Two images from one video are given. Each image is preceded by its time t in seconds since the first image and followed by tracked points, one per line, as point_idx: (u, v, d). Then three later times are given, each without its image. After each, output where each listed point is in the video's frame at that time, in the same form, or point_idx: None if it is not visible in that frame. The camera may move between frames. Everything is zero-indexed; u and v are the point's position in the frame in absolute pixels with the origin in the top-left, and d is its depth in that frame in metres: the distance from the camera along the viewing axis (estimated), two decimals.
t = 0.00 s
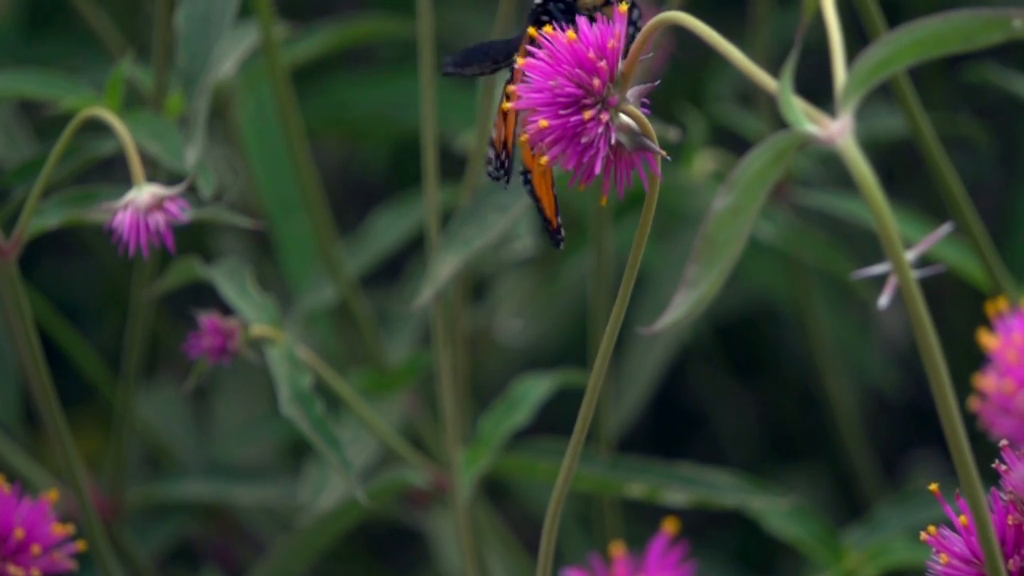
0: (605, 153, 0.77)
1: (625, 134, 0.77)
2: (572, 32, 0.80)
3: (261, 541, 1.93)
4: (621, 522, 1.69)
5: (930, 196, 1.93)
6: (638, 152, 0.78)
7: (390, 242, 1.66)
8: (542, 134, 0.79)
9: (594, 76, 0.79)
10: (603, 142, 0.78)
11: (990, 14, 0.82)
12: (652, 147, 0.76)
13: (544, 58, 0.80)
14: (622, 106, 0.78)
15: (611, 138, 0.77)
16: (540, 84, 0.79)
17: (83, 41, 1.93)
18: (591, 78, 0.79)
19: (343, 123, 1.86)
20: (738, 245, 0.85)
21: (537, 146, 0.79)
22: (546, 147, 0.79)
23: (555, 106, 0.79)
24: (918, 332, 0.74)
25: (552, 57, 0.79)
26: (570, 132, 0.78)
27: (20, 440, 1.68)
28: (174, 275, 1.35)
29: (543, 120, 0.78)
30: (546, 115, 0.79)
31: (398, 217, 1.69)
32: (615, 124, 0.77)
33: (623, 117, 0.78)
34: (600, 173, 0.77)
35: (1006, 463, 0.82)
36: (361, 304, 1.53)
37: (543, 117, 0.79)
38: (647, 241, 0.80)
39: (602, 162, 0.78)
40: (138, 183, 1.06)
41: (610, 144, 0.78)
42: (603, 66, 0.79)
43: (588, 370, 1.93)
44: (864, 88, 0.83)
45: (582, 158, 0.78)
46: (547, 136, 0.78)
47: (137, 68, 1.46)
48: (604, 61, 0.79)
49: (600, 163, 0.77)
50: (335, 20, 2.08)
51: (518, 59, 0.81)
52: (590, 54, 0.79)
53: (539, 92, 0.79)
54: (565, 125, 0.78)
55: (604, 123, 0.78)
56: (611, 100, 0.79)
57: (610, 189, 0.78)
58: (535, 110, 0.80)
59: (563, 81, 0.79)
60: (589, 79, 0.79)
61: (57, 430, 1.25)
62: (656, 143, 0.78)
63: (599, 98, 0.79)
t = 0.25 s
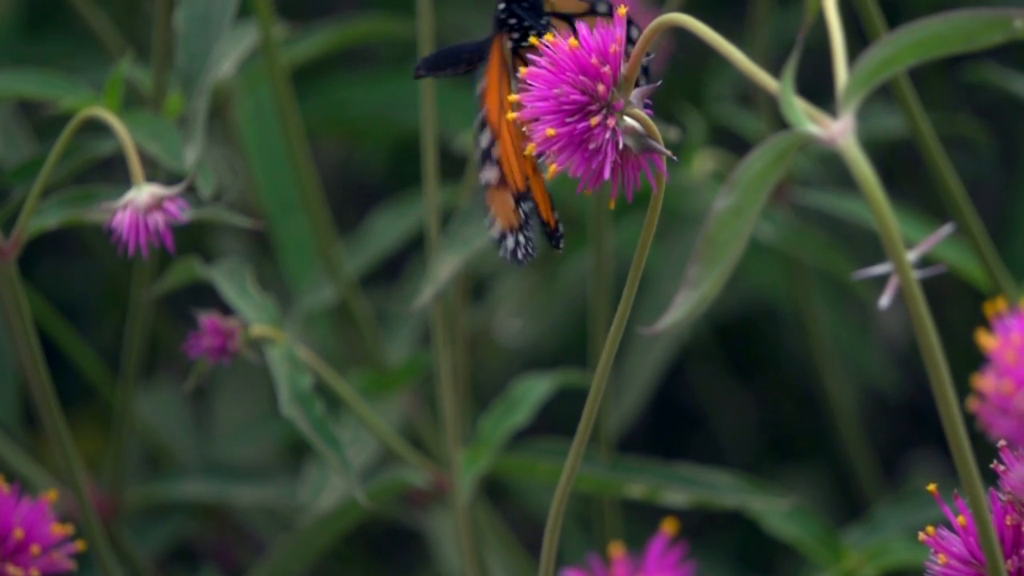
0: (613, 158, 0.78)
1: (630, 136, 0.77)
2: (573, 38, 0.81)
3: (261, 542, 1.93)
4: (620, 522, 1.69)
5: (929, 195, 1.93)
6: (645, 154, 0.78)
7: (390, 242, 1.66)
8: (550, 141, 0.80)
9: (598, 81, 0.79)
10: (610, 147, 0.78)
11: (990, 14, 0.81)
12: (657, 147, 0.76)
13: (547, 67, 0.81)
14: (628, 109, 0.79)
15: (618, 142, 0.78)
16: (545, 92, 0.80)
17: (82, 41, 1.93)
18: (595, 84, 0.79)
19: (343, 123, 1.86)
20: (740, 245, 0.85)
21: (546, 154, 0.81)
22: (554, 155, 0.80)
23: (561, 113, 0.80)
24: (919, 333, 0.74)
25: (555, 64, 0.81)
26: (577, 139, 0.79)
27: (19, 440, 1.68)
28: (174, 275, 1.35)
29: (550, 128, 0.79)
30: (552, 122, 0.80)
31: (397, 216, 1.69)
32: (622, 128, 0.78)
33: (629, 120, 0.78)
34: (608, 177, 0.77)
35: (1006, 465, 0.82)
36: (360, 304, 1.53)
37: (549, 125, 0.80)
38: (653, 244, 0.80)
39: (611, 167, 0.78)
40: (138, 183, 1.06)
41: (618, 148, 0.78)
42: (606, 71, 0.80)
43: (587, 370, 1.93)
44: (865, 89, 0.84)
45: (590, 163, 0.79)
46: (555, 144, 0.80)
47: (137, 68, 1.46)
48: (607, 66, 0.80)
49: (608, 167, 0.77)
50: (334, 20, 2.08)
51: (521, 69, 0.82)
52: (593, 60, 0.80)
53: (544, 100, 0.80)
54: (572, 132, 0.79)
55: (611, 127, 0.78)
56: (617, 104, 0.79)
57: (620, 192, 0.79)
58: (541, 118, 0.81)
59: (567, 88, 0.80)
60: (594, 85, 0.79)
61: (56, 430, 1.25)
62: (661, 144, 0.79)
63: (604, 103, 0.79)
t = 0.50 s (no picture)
0: (613, 158, 0.79)
1: (633, 138, 0.77)
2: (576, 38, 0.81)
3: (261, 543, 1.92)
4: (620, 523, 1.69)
5: (929, 196, 1.93)
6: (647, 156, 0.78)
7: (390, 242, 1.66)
8: (550, 140, 0.81)
9: (600, 82, 0.80)
10: (611, 147, 0.79)
11: (992, 15, 0.80)
12: (658, 149, 0.76)
13: (549, 66, 0.82)
14: (629, 110, 0.79)
15: (619, 143, 0.79)
16: (547, 92, 0.81)
17: (81, 41, 1.93)
18: (596, 84, 0.80)
19: (343, 123, 1.86)
20: (740, 247, 0.85)
21: (546, 153, 0.81)
22: (554, 153, 0.81)
23: (562, 112, 0.80)
24: (922, 333, 0.73)
25: (558, 64, 0.81)
26: (578, 138, 0.80)
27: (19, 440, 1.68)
28: (174, 275, 1.35)
29: (550, 127, 0.80)
30: (553, 121, 0.80)
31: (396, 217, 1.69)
32: (623, 128, 0.78)
33: (630, 121, 0.78)
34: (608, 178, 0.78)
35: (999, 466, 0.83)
36: (360, 304, 1.53)
37: (550, 124, 0.80)
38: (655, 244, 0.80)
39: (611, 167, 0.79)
40: (138, 184, 1.06)
41: (619, 148, 0.79)
42: (608, 71, 0.80)
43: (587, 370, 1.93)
44: (867, 90, 0.84)
45: (591, 162, 0.80)
46: (556, 142, 0.80)
47: (136, 69, 1.46)
48: (610, 66, 0.80)
49: (609, 168, 0.78)
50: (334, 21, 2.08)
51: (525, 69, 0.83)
52: (596, 60, 0.80)
53: (546, 100, 0.81)
54: (573, 130, 0.80)
55: (612, 128, 0.79)
56: (619, 105, 0.79)
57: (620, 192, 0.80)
58: (543, 117, 0.81)
59: (569, 87, 0.80)
60: (596, 85, 0.80)
61: (56, 430, 1.25)
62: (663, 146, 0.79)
63: (605, 103, 0.80)
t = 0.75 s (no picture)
0: (608, 154, 0.79)
1: (631, 138, 0.78)
2: (581, 33, 0.81)
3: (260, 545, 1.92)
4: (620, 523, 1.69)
5: (928, 196, 1.93)
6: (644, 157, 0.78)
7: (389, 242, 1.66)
8: (545, 132, 0.81)
9: (600, 78, 0.80)
10: (605, 144, 0.79)
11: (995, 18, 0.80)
12: (657, 153, 0.76)
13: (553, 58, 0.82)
14: (627, 109, 0.79)
15: (613, 141, 0.79)
16: (547, 83, 0.81)
17: (81, 42, 1.93)
18: (597, 80, 0.80)
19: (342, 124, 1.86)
20: (743, 248, 0.85)
21: (541, 144, 0.81)
22: (549, 145, 0.81)
23: (559, 105, 0.81)
24: (924, 335, 0.73)
25: (560, 57, 0.81)
26: (573, 132, 0.80)
27: (18, 441, 1.68)
28: (173, 275, 1.35)
29: (546, 119, 0.80)
30: (550, 113, 0.81)
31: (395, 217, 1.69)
32: (620, 128, 0.79)
33: (629, 121, 0.78)
34: (601, 174, 0.78)
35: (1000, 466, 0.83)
36: (360, 304, 1.53)
37: (547, 115, 0.81)
38: (653, 245, 0.80)
39: (603, 164, 0.79)
40: (137, 184, 1.06)
41: (613, 146, 0.79)
42: (609, 69, 0.80)
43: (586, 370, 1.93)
44: (870, 91, 0.84)
45: (584, 157, 0.80)
46: (550, 134, 0.81)
47: (136, 69, 1.46)
48: (611, 64, 0.80)
49: (602, 164, 0.79)
50: (334, 21, 2.08)
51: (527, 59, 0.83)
52: (598, 57, 0.80)
53: (545, 91, 0.81)
54: (568, 124, 0.80)
55: (608, 125, 0.79)
56: (617, 103, 0.79)
57: (612, 191, 0.80)
58: (541, 108, 0.82)
59: (569, 81, 0.80)
60: (595, 81, 0.80)
61: (56, 431, 1.24)
62: (662, 148, 0.79)
63: (604, 100, 0.80)
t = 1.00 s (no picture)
0: (599, 150, 0.79)
1: (628, 136, 0.78)
2: (586, 27, 0.81)
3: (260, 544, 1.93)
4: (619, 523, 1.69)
5: (928, 196, 1.93)
6: (639, 157, 0.78)
7: (389, 242, 1.66)
8: (539, 120, 0.81)
9: (599, 73, 0.80)
10: (597, 138, 0.79)
11: (998, 20, 0.81)
12: (653, 155, 0.77)
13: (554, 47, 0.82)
14: (626, 108, 0.79)
15: (607, 136, 0.79)
16: (546, 72, 0.81)
17: (80, 42, 1.93)
18: (595, 74, 0.80)
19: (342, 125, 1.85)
20: (744, 249, 0.85)
21: (534, 133, 0.82)
22: (542, 134, 0.81)
23: (556, 95, 0.81)
24: (926, 336, 0.73)
25: (562, 48, 0.81)
26: (567, 124, 0.80)
27: (17, 441, 1.68)
28: (173, 275, 1.35)
29: (541, 107, 0.80)
30: (545, 102, 0.81)
31: (395, 217, 1.69)
32: (616, 124, 0.79)
33: (627, 120, 0.79)
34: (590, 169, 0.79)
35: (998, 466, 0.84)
36: (360, 305, 1.53)
37: (542, 104, 0.81)
38: (649, 245, 0.80)
39: (594, 158, 0.79)
40: (136, 185, 1.05)
41: (606, 141, 0.79)
42: (609, 64, 0.80)
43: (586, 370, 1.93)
44: (873, 92, 0.84)
45: (575, 151, 0.80)
46: (544, 123, 0.81)
47: (135, 69, 1.46)
48: (611, 59, 0.80)
49: (591, 159, 0.79)
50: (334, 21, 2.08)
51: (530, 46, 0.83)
52: (599, 51, 0.80)
53: (543, 80, 0.81)
54: (563, 115, 0.80)
55: (602, 120, 0.79)
56: (614, 99, 0.79)
57: (602, 188, 0.80)
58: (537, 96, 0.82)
59: (567, 72, 0.80)
60: (594, 75, 0.80)
61: (55, 431, 1.24)
62: (659, 151, 0.79)
63: (602, 96, 0.80)
